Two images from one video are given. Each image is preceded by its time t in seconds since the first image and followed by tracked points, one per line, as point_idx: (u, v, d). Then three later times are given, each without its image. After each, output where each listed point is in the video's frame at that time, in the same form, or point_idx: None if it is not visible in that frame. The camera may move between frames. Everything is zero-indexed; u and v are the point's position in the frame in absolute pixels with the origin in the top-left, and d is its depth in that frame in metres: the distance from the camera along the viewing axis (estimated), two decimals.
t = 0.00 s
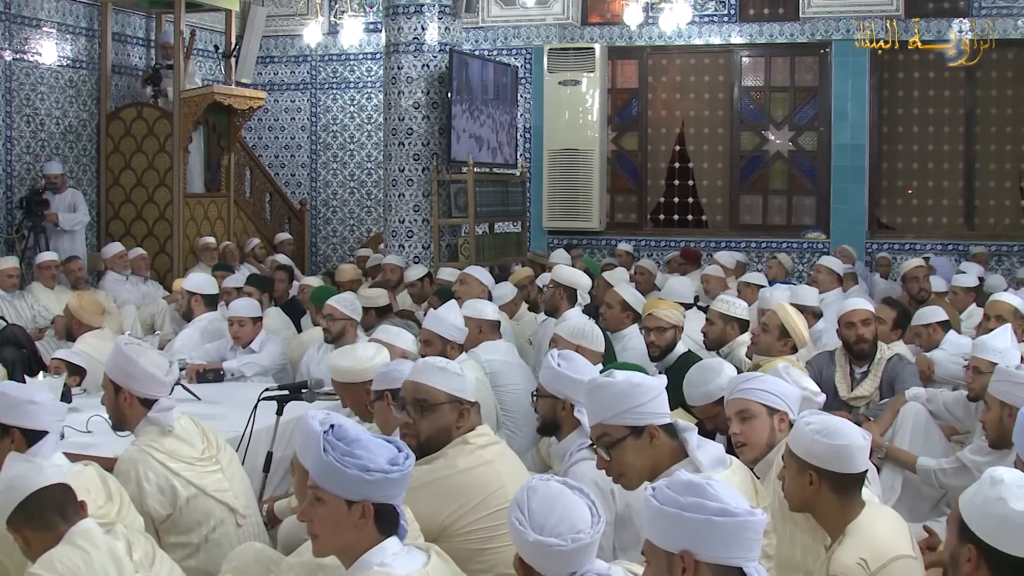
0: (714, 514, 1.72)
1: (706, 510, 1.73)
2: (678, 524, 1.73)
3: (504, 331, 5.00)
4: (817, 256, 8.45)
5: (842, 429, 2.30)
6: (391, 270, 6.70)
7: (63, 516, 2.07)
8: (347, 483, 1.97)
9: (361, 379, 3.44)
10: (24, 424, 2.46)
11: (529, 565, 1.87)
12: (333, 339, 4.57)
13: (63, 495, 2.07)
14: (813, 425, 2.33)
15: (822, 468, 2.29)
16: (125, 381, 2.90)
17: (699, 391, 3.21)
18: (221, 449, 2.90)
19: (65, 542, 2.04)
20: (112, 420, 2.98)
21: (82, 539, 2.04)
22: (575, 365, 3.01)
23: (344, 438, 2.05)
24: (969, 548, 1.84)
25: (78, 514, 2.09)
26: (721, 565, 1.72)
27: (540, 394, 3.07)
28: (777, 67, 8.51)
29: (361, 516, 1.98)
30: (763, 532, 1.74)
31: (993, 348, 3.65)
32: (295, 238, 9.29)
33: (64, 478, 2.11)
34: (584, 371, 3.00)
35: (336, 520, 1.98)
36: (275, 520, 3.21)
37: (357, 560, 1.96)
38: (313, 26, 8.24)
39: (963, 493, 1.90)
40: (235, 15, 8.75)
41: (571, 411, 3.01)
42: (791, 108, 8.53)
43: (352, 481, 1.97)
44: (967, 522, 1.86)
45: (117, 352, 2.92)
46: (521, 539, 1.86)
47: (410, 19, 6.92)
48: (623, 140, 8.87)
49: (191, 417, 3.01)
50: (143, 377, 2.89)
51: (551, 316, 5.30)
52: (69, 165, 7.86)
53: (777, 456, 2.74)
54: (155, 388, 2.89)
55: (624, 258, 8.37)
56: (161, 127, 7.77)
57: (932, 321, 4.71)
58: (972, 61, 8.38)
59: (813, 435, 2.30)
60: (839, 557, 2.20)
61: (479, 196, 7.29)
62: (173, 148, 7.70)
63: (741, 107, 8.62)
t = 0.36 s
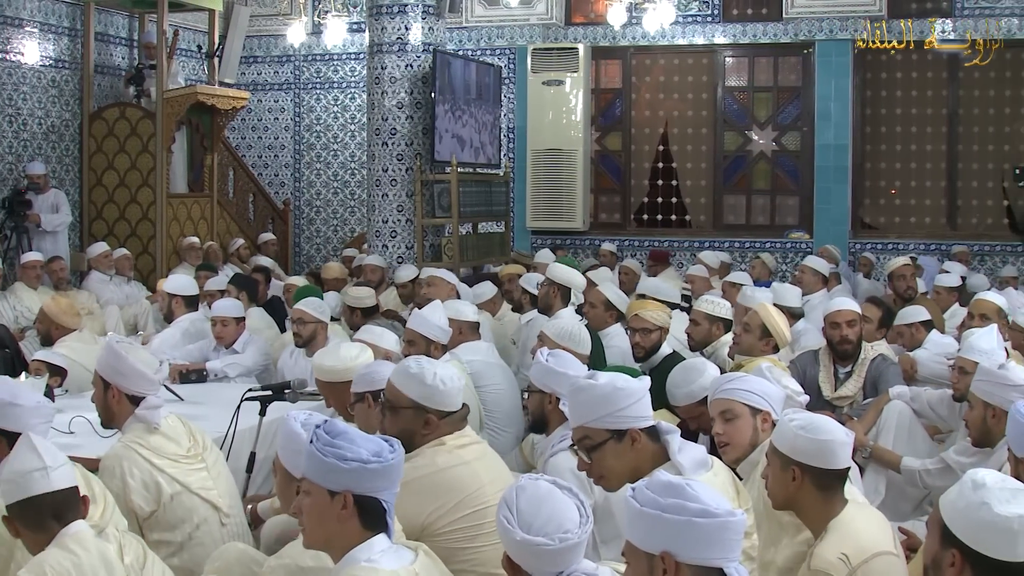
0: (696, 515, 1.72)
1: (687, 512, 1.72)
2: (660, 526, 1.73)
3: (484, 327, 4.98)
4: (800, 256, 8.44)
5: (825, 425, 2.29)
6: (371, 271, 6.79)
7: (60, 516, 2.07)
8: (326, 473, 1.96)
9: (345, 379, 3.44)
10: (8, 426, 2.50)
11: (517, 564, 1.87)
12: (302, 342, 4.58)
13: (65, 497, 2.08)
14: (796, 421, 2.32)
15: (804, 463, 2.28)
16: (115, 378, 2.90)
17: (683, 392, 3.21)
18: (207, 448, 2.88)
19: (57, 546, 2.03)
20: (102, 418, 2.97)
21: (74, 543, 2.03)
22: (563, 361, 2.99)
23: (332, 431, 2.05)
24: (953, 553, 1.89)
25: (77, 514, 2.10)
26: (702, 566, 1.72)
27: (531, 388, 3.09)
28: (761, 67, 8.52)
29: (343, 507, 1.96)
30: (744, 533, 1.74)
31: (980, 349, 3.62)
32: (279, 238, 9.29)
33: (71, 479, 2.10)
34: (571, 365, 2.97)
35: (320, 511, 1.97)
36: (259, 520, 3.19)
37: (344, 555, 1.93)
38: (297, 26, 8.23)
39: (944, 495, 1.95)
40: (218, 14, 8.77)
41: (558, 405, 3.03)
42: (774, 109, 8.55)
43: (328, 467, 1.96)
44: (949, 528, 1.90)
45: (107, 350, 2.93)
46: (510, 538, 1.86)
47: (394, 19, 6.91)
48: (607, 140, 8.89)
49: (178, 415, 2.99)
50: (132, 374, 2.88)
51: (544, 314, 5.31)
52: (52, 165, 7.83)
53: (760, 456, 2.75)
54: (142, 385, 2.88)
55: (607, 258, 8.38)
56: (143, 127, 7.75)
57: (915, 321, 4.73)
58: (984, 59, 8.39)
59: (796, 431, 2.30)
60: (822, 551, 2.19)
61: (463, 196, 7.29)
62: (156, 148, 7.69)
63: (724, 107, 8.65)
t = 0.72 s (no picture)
0: (671, 516, 1.71)
1: (662, 514, 1.71)
2: (635, 528, 1.72)
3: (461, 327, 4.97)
4: (779, 256, 8.47)
5: (799, 428, 2.28)
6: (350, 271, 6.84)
7: (72, 517, 2.06)
8: (300, 474, 1.96)
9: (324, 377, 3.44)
10: (12, 430, 2.51)
11: (498, 561, 1.86)
12: (288, 345, 4.57)
13: (81, 498, 2.07)
14: (769, 424, 2.31)
15: (779, 466, 2.28)
16: (101, 375, 2.85)
17: (661, 392, 3.21)
18: (189, 447, 2.86)
19: (60, 553, 1.99)
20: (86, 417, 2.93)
21: (77, 550, 1.99)
22: (537, 361, 2.96)
23: (308, 433, 2.05)
24: (931, 542, 2.01)
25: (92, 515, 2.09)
26: (678, 567, 1.71)
27: (505, 392, 3.03)
28: (740, 67, 8.55)
29: (318, 508, 1.96)
30: (720, 534, 1.73)
31: (962, 349, 3.65)
32: (258, 239, 9.28)
33: (92, 481, 2.10)
34: (549, 369, 2.95)
35: (295, 511, 1.96)
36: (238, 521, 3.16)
37: (322, 556, 1.93)
38: (276, 26, 8.23)
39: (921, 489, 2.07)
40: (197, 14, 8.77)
41: (536, 410, 2.99)
42: (754, 109, 8.57)
43: (299, 468, 1.96)
44: (926, 519, 2.03)
45: (96, 348, 2.88)
46: (490, 534, 1.85)
47: (373, 19, 6.93)
48: (586, 140, 8.91)
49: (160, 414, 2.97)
50: (118, 372, 2.83)
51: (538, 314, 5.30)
52: (31, 165, 7.80)
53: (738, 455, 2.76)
54: (127, 384, 2.84)
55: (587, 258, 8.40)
56: (123, 127, 7.74)
57: (894, 321, 4.75)
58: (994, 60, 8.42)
59: (770, 434, 2.28)
60: (799, 553, 2.19)
61: (442, 196, 7.30)
62: (136, 148, 7.67)
63: (704, 107, 8.68)
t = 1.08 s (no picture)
0: (657, 516, 1.70)
1: (649, 513, 1.71)
2: (621, 527, 1.71)
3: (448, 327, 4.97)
4: (767, 255, 8.48)
5: (787, 432, 2.28)
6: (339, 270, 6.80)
7: (52, 523, 2.03)
8: (276, 484, 1.94)
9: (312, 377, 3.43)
10: (9, 434, 2.49)
11: (482, 555, 1.86)
12: (287, 346, 4.56)
13: (62, 503, 2.04)
14: (755, 427, 2.31)
15: (767, 471, 2.28)
16: (83, 378, 2.83)
17: (648, 392, 3.21)
18: (174, 449, 2.86)
19: (42, 562, 1.93)
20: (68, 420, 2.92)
21: (60, 559, 1.93)
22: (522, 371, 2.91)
23: (282, 440, 2.02)
24: (916, 536, 2.01)
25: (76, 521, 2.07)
26: (664, 567, 1.70)
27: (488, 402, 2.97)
28: (727, 67, 8.56)
29: (297, 516, 1.95)
30: (707, 534, 1.73)
31: (945, 347, 3.67)
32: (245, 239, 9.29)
33: (77, 485, 2.07)
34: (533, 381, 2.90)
35: (274, 520, 1.96)
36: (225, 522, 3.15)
37: (306, 561, 1.93)
38: (264, 25, 8.22)
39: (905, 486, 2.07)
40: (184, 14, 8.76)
41: (520, 422, 2.92)
42: (741, 109, 8.59)
43: (273, 478, 1.95)
44: (911, 514, 2.04)
45: (75, 350, 2.85)
46: (474, 531, 1.85)
47: (361, 19, 6.92)
48: (574, 140, 8.91)
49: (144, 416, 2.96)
50: (101, 375, 2.81)
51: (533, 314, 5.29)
52: (17, 165, 7.79)
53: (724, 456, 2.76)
54: (109, 387, 2.82)
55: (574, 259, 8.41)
56: (110, 128, 7.73)
57: (881, 320, 4.76)
58: (1004, 60, 8.39)
59: (757, 439, 2.28)
60: (786, 558, 2.19)
61: (430, 196, 7.30)
62: (123, 148, 7.66)
63: (692, 107, 8.69)
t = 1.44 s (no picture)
0: (650, 514, 1.70)
1: (642, 511, 1.71)
2: (614, 525, 1.71)
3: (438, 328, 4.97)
4: (757, 255, 8.49)
5: (772, 427, 2.29)
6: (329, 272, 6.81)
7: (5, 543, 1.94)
8: (262, 483, 1.95)
9: (302, 381, 3.43)
10: None
11: (469, 563, 1.86)
12: (262, 343, 4.59)
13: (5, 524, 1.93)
14: (743, 423, 2.31)
15: (754, 466, 2.28)
16: (63, 383, 2.84)
17: (637, 392, 3.21)
18: (160, 452, 2.85)
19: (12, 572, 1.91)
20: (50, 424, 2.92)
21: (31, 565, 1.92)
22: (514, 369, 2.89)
23: (267, 439, 2.03)
24: (915, 548, 1.95)
25: (23, 533, 1.97)
26: (658, 565, 1.70)
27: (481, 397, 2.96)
28: (717, 67, 8.57)
29: (285, 514, 1.95)
30: (699, 531, 1.73)
31: (933, 347, 3.68)
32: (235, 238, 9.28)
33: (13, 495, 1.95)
34: (526, 375, 2.88)
35: (264, 520, 1.96)
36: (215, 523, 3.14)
37: (299, 560, 1.92)
38: (254, 25, 8.21)
39: (894, 495, 2.00)
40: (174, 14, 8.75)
41: (511, 415, 2.90)
42: (731, 109, 8.60)
43: (259, 477, 1.95)
44: (909, 525, 1.96)
45: (55, 354, 2.86)
46: (461, 538, 1.85)
47: (351, 19, 6.91)
48: (564, 140, 8.92)
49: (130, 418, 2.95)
50: (82, 379, 2.83)
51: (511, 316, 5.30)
52: (7, 165, 7.78)
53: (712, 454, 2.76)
54: (91, 391, 2.83)
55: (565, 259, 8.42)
56: (99, 128, 7.70)
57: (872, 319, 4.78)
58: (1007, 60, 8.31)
59: (743, 433, 2.29)
60: (774, 551, 2.18)
61: (420, 196, 7.30)
62: (113, 148, 7.65)
63: (682, 108, 8.70)
